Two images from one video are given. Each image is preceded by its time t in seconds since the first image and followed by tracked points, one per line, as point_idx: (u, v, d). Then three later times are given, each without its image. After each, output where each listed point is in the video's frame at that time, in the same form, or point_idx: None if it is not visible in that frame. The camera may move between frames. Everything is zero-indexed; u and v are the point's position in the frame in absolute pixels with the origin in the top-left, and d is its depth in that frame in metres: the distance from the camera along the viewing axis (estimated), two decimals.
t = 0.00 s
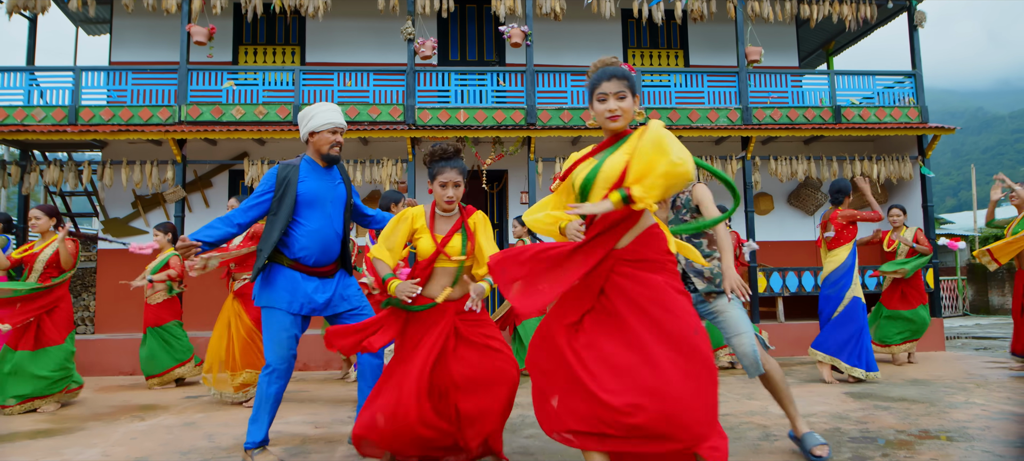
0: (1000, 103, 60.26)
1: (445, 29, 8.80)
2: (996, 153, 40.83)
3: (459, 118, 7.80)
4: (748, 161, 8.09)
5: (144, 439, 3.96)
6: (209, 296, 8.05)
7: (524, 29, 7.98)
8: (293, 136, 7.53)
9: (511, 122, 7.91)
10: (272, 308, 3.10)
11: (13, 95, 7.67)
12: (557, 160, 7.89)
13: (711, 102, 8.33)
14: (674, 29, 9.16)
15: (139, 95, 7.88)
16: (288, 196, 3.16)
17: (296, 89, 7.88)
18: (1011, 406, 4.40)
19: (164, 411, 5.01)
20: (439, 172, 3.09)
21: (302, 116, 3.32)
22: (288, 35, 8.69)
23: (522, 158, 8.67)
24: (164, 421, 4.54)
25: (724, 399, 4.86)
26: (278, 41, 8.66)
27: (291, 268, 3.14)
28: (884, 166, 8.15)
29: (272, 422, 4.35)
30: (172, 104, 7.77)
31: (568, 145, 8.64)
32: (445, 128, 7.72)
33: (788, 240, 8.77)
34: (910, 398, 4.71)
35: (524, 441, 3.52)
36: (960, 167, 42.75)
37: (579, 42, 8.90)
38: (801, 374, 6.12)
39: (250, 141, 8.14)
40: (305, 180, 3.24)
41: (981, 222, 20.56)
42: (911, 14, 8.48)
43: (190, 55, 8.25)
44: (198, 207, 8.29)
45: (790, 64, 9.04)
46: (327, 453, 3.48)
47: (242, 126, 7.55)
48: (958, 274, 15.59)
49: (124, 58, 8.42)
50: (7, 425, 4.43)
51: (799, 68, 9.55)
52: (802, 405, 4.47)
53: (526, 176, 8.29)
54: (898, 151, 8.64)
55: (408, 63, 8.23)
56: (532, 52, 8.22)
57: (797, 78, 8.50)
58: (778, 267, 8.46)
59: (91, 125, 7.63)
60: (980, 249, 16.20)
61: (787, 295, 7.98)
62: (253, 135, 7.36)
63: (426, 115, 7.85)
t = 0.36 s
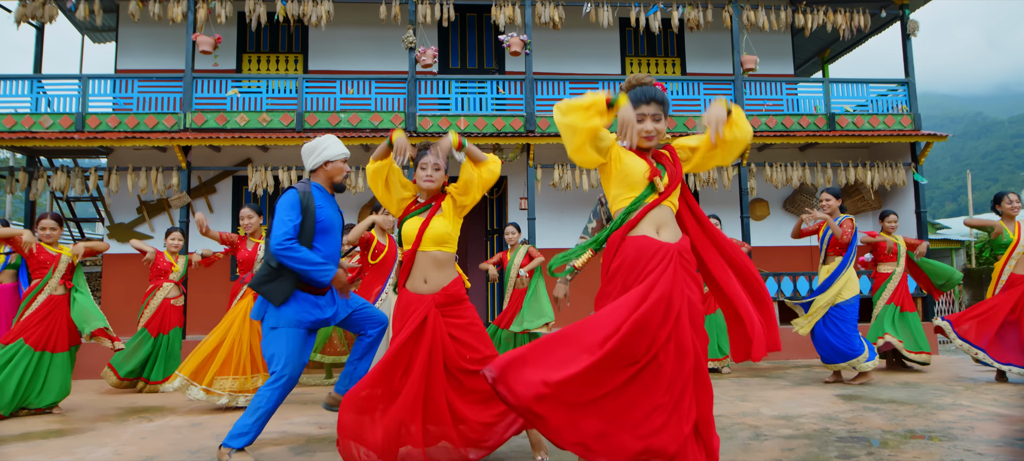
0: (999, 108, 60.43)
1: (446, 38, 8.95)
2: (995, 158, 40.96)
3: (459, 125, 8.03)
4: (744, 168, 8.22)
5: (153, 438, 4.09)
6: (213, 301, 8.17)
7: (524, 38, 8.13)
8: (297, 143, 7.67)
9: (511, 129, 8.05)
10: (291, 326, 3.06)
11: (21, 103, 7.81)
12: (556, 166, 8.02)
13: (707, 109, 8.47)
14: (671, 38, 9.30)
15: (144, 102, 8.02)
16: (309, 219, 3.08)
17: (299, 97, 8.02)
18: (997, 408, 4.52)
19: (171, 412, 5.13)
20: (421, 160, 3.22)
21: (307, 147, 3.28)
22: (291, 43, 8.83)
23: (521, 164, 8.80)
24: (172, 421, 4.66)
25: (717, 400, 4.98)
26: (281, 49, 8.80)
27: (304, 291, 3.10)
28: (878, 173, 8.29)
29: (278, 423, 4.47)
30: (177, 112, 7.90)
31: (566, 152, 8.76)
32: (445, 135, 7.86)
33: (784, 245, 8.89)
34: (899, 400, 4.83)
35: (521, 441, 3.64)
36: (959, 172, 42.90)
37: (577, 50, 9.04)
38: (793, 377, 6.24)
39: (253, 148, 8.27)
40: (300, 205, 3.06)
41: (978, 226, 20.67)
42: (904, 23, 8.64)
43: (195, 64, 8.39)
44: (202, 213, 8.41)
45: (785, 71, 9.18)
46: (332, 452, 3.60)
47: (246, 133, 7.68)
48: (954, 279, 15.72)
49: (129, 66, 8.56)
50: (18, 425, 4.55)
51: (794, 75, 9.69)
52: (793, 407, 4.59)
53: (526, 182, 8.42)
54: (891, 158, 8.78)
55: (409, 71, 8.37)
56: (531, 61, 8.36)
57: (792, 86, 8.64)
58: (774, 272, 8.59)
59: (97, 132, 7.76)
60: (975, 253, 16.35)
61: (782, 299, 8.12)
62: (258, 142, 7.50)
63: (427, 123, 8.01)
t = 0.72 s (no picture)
0: (999, 107, 60.55)
1: (446, 40, 9.09)
2: (994, 157, 41.07)
3: (459, 127, 8.13)
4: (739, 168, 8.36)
5: (164, 432, 4.23)
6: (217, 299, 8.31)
7: (523, 41, 8.26)
8: (299, 144, 7.80)
9: (510, 131, 8.19)
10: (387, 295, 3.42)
11: (28, 104, 7.94)
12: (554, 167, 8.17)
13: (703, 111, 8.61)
14: (668, 40, 9.44)
15: (150, 104, 8.16)
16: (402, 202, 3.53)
17: (302, 99, 8.15)
18: (980, 403, 4.66)
19: (179, 407, 5.28)
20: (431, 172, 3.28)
21: (357, 144, 3.62)
22: (293, 45, 8.97)
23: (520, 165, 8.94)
24: (180, 416, 4.80)
25: (710, 396, 5.12)
26: (283, 52, 8.94)
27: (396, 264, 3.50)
28: (871, 174, 8.43)
29: (283, 418, 4.62)
30: (182, 113, 8.04)
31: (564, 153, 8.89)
32: (445, 136, 8.00)
33: (778, 245, 9.03)
34: (887, 395, 4.97)
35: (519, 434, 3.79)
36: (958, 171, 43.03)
37: (575, 52, 9.18)
38: (786, 374, 6.39)
39: (257, 149, 8.40)
40: (359, 203, 3.38)
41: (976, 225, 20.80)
42: (897, 26, 8.78)
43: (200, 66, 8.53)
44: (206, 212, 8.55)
45: (780, 73, 9.32)
46: (337, 444, 3.75)
47: (251, 135, 7.82)
48: (951, 278, 15.84)
49: (135, 68, 8.71)
50: (32, 419, 4.69)
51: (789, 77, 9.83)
52: (783, 402, 4.74)
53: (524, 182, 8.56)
54: (885, 159, 8.92)
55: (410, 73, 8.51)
56: (530, 63, 8.50)
57: (787, 88, 8.78)
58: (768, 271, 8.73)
59: (104, 133, 7.90)
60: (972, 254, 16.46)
61: (776, 298, 8.26)
62: (261, 143, 7.64)
63: (428, 124, 8.15)
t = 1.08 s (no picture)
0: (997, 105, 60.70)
1: (446, 40, 9.24)
2: (992, 154, 41.22)
3: (459, 126, 8.28)
4: (734, 167, 8.50)
5: (174, 423, 4.38)
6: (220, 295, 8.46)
7: (522, 42, 8.40)
8: (302, 143, 7.95)
9: (509, 130, 8.34)
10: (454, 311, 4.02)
11: (35, 103, 8.07)
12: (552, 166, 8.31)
13: (699, 111, 8.75)
14: (665, 41, 9.58)
15: (155, 103, 8.30)
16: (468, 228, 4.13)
17: (305, 99, 8.30)
18: (963, 396, 4.81)
19: (186, 400, 5.43)
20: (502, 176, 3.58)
21: (414, 165, 4.02)
22: (295, 46, 9.11)
23: (519, 163, 9.09)
24: (189, 408, 4.96)
25: (702, 389, 5.28)
26: (286, 52, 9.08)
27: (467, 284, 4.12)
28: (863, 173, 8.59)
29: (289, 409, 4.77)
30: (187, 112, 8.18)
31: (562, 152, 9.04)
32: (445, 136, 8.15)
33: (772, 242, 9.19)
34: (873, 389, 5.13)
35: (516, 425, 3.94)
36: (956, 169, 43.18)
37: (573, 53, 9.32)
38: (778, 369, 6.55)
39: (259, 147, 8.55)
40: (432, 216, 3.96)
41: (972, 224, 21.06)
42: (890, 28, 8.93)
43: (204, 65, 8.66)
44: (209, 210, 8.69)
45: (775, 73, 9.46)
46: (342, 434, 3.91)
47: (254, 134, 7.97)
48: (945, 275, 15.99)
49: (139, 68, 8.84)
50: (45, 411, 4.84)
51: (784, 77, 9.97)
52: (773, 395, 4.90)
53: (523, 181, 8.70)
54: (877, 158, 9.08)
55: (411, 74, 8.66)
56: (529, 64, 8.64)
57: (781, 88, 8.93)
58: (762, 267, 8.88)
59: (110, 132, 8.05)
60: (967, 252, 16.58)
61: (770, 294, 8.43)
62: (265, 142, 7.79)
63: (428, 123, 8.29)
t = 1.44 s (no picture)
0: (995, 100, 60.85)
1: (445, 38, 9.38)
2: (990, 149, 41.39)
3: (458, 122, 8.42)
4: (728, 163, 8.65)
5: (184, 410, 4.55)
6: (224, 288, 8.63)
7: (520, 40, 8.54)
8: (304, 139, 8.09)
9: (507, 127, 8.49)
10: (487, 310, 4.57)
11: (41, 100, 8.21)
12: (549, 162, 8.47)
13: (693, 108, 8.91)
14: (661, 38, 9.72)
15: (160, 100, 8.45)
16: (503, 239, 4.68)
17: (307, 95, 8.45)
18: (944, 385, 4.98)
19: (193, 390, 5.60)
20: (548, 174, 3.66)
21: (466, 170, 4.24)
22: (297, 43, 9.25)
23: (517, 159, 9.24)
24: (197, 397, 5.13)
25: (693, 379, 5.47)
26: (288, 49, 9.22)
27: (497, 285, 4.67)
28: (856, 169, 8.72)
29: (295, 398, 4.94)
30: (191, 109, 8.33)
31: (560, 148, 9.20)
32: (445, 132, 8.29)
33: (765, 237, 9.37)
34: (859, 379, 5.30)
35: (513, 412, 4.11)
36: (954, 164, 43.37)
37: (571, 50, 9.47)
38: (769, 361, 6.74)
39: (262, 143, 8.70)
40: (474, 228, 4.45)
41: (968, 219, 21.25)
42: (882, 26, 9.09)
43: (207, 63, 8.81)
44: (212, 204, 8.86)
45: (769, 71, 9.60)
46: (346, 421, 4.08)
47: (257, 130, 8.12)
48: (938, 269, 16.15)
49: (144, 65, 8.98)
50: (58, 400, 5.01)
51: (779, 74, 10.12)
52: (761, 385, 5.07)
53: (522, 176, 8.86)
54: (869, 155, 9.24)
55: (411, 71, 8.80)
56: (527, 61, 8.78)
57: (776, 85, 9.07)
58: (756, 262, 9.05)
59: (116, 128, 8.20)
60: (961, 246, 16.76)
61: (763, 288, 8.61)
62: (267, 139, 7.93)
63: (428, 120, 8.42)
